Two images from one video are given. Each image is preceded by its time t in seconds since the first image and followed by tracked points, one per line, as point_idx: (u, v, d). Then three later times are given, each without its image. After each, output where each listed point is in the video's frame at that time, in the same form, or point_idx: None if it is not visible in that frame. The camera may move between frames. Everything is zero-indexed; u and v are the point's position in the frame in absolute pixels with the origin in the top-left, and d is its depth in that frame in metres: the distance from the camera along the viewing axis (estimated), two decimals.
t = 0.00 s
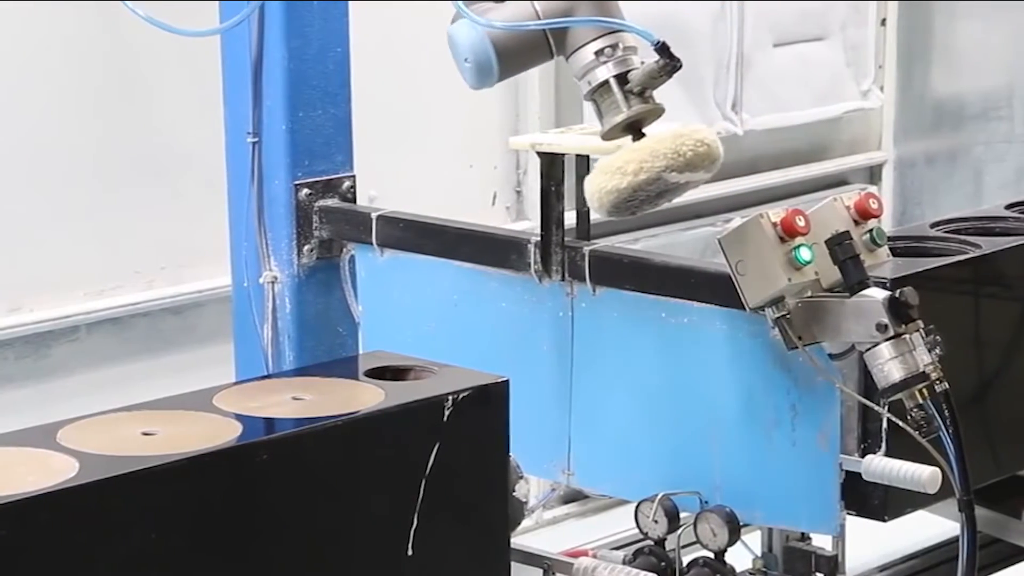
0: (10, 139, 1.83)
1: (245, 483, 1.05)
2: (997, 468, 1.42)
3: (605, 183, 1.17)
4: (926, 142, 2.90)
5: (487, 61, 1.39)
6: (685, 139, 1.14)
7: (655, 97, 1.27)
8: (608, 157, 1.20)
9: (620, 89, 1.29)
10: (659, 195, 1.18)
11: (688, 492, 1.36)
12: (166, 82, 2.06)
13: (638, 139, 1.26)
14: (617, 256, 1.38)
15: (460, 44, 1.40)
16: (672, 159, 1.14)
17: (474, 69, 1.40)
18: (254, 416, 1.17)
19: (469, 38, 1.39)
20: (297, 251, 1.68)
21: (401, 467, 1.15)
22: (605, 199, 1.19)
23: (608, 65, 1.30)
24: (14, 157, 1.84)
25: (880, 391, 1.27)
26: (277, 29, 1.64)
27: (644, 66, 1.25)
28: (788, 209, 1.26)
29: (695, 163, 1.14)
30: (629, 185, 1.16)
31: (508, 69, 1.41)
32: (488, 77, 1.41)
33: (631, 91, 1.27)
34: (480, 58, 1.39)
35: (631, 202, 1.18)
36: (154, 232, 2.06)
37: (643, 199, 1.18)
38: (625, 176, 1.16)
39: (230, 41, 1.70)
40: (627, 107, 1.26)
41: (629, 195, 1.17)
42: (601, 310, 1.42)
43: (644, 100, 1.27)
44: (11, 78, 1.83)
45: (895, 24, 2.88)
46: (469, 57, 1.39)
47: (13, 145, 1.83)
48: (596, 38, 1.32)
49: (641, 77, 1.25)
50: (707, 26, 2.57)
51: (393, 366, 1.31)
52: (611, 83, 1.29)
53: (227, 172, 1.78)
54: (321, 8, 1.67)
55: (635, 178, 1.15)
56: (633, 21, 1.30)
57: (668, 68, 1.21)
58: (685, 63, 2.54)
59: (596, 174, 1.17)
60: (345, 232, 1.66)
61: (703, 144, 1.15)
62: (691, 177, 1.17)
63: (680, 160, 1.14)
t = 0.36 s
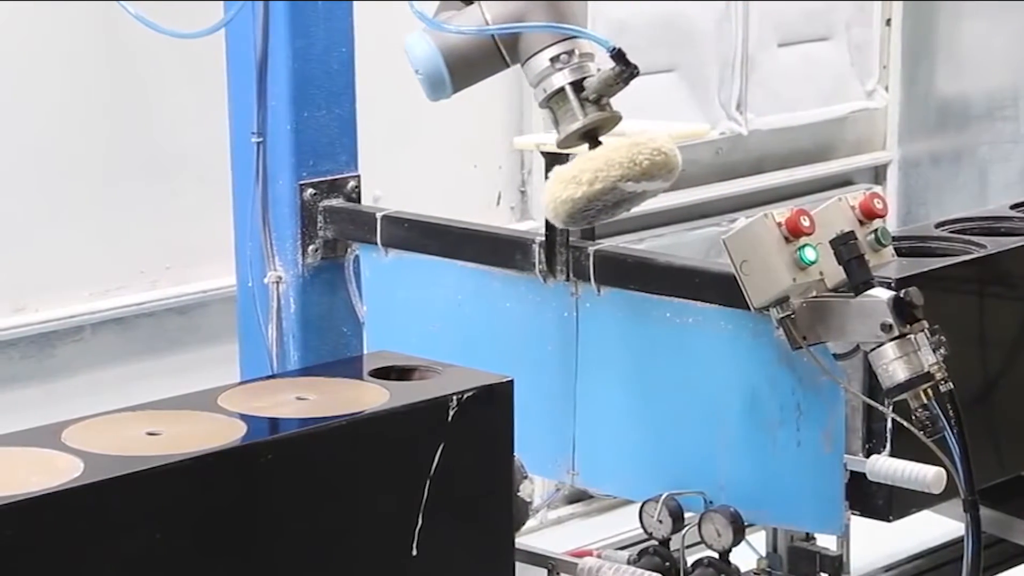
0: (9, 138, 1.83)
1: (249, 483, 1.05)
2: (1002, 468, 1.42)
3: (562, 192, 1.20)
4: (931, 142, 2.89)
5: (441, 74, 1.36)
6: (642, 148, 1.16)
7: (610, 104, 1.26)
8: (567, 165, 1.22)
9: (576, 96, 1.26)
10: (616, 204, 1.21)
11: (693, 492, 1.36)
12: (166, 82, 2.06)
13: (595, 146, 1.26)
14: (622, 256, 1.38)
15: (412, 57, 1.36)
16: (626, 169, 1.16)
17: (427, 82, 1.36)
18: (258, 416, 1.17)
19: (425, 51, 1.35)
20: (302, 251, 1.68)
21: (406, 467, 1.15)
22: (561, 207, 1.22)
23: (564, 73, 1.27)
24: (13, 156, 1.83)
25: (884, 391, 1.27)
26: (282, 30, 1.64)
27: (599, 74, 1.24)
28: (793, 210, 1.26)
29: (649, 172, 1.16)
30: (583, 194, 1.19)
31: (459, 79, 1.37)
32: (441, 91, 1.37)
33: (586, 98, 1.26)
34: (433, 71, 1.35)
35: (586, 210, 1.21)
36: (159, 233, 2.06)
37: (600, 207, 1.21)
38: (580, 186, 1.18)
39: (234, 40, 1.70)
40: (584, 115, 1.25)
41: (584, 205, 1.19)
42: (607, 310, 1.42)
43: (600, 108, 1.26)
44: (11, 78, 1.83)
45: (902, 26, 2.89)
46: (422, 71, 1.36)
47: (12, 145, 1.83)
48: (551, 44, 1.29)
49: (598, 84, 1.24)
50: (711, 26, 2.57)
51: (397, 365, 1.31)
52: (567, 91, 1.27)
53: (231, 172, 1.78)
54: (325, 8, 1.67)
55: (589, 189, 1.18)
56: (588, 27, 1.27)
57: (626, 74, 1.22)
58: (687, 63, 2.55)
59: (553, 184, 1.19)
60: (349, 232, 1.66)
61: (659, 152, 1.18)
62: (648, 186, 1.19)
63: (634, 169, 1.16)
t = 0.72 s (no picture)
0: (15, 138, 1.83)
1: (254, 483, 1.05)
2: (1009, 469, 1.42)
3: (545, 197, 1.23)
4: (937, 142, 2.87)
5: (420, 82, 1.49)
6: (623, 155, 1.19)
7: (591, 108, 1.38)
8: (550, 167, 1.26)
9: (556, 101, 1.38)
10: (598, 206, 1.25)
11: (698, 492, 1.36)
12: (171, 82, 2.07)
13: (575, 150, 1.36)
14: (627, 256, 1.37)
15: (394, 65, 1.50)
16: (607, 174, 1.19)
17: (407, 90, 1.50)
18: (264, 416, 1.17)
19: (404, 61, 1.49)
20: (307, 251, 1.68)
21: (411, 467, 1.15)
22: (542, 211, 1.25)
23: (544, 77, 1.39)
24: (20, 156, 1.83)
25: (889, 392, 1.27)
26: (288, 30, 1.64)
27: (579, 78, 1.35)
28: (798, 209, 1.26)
29: (629, 178, 1.19)
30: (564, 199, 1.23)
31: (440, 87, 1.51)
32: (420, 97, 1.51)
33: (567, 103, 1.37)
34: (413, 80, 1.49)
35: (566, 213, 1.25)
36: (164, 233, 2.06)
37: (582, 209, 1.25)
38: (560, 191, 1.22)
39: (240, 39, 1.70)
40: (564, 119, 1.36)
41: (565, 208, 1.23)
42: (613, 309, 1.41)
43: (580, 111, 1.37)
44: (15, 77, 1.82)
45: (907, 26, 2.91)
46: (401, 79, 1.50)
47: (21, 145, 1.84)
48: (532, 49, 1.42)
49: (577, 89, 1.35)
50: (717, 26, 2.58)
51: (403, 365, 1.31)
52: (547, 95, 1.39)
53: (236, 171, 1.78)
54: (331, 8, 1.67)
55: (569, 195, 1.21)
56: (566, 34, 1.39)
57: (605, 80, 1.32)
58: (693, 62, 2.56)
59: (534, 190, 1.23)
60: (354, 232, 1.66)
61: (640, 157, 1.20)
62: (628, 189, 1.22)
63: (616, 175, 1.19)
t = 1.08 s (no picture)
0: (21, 138, 1.83)
1: (260, 483, 1.05)
2: (1015, 468, 1.42)
3: (538, 222, 1.17)
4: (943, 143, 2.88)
5: (423, 94, 1.47)
6: (622, 183, 1.14)
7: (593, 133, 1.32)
8: (544, 190, 1.20)
9: (557, 123, 1.33)
10: (592, 231, 1.19)
11: (704, 492, 1.36)
12: (177, 82, 2.07)
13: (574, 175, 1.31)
14: (633, 256, 1.38)
15: (397, 74, 1.48)
16: (604, 203, 1.14)
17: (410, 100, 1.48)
18: (271, 416, 1.17)
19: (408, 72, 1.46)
20: (314, 251, 1.68)
21: (417, 467, 1.15)
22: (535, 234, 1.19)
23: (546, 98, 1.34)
24: (27, 156, 1.84)
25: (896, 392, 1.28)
26: (295, 29, 1.64)
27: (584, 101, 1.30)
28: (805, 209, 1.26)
29: (626, 208, 1.14)
30: (559, 225, 1.17)
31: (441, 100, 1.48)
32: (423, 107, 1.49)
33: (568, 125, 1.32)
34: (416, 91, 1.47)
35: (559, 238, 1.19)
36: (170, 233, 2.07)
37: (576, 235, 1.19)
38: (556, 216, 1.16)
39: (246, 39, 1.70)
40: (565, 142, 1.31)
41: (559, 234, 1.17)
42: (619, 310, 1.41)
43: (582, 135, 1.31)
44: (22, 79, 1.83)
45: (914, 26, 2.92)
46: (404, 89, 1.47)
47: (27, 144, 1.84)
48: (535, 69, 1.37)
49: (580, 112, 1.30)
50: (724, 26, 2.59)
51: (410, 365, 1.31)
52: (549, 116, 1.34)
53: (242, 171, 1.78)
54: (338, 8, 1.67)
55: (563, 221, 1.16)
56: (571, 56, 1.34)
57: (609, 105, 1.26)
58: (700, 63, 2.57)
59: (528, 213, 1.17)
60: (361, 232, 1.67)
61: (639, 186, 1.15)
62: (625, 218, 1.17)
63: (612, 204, 1.14)
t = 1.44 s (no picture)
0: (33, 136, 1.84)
1: (272, 483, 1.05)
2: None
3: (514, 282, 1.09)
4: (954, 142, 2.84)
5: (418, 128, 1.45)
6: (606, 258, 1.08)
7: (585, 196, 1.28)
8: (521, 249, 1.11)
9: (550, 181, 1.28)
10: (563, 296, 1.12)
11: (715, 492, 1.36)
12: (189, 82, 2.07)
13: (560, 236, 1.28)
14: (644, 256, 1.38)
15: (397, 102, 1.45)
16: (585, 277, 1.07)
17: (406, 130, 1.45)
18: (283, 416, 1.17)
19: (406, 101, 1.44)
20: (325, 251, 1.68)
21: (429, 466, 1.15)
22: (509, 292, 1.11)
23: (540, 156, 1.28)
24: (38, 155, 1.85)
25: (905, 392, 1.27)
26: (307, 29, 1.64)
27: (578, 166, 1.25)
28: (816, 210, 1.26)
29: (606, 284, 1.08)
30: (536, 289, 1.08)
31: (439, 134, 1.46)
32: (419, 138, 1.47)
33: (560, 186, 1.27)
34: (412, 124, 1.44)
35: (535, 300, 1.10)
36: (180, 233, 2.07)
37: (552, 300, 1.11)
38: (533, 280, 1.08)
39: (257, 39, 1.70)
40: (552, 205, 1.27)
41: (535, 298, 1.09)
42: (630, 310, 1.41)
43: (572, 198, 1.27)
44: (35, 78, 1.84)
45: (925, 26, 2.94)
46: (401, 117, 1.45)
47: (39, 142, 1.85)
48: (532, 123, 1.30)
49: (573, 176, 1.25)
50: (734, 26, 2.61)
51: (421, 365, 1.31)
52: (541, 174, 1.29)
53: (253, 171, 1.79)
54: (349, 8, 1.67)
55: (540, 287, 1.08)
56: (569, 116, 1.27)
57: (602, 175, 1.23)
58: (711, 63, 2.59)
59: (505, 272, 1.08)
60: (372, 232, 1.67)
61: (619, 262, 1.09)
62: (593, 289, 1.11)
63: (592, 279, 1.08)
